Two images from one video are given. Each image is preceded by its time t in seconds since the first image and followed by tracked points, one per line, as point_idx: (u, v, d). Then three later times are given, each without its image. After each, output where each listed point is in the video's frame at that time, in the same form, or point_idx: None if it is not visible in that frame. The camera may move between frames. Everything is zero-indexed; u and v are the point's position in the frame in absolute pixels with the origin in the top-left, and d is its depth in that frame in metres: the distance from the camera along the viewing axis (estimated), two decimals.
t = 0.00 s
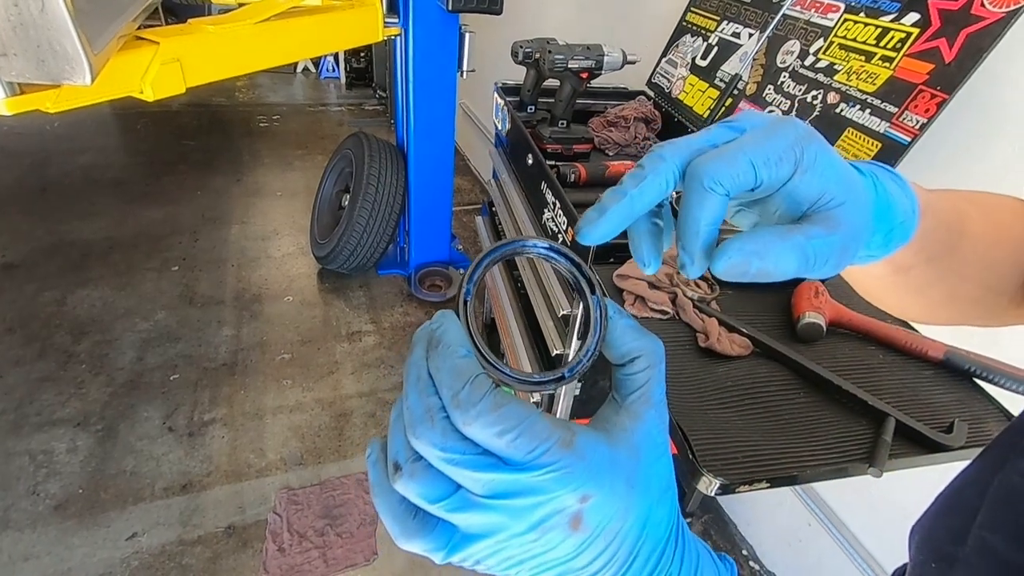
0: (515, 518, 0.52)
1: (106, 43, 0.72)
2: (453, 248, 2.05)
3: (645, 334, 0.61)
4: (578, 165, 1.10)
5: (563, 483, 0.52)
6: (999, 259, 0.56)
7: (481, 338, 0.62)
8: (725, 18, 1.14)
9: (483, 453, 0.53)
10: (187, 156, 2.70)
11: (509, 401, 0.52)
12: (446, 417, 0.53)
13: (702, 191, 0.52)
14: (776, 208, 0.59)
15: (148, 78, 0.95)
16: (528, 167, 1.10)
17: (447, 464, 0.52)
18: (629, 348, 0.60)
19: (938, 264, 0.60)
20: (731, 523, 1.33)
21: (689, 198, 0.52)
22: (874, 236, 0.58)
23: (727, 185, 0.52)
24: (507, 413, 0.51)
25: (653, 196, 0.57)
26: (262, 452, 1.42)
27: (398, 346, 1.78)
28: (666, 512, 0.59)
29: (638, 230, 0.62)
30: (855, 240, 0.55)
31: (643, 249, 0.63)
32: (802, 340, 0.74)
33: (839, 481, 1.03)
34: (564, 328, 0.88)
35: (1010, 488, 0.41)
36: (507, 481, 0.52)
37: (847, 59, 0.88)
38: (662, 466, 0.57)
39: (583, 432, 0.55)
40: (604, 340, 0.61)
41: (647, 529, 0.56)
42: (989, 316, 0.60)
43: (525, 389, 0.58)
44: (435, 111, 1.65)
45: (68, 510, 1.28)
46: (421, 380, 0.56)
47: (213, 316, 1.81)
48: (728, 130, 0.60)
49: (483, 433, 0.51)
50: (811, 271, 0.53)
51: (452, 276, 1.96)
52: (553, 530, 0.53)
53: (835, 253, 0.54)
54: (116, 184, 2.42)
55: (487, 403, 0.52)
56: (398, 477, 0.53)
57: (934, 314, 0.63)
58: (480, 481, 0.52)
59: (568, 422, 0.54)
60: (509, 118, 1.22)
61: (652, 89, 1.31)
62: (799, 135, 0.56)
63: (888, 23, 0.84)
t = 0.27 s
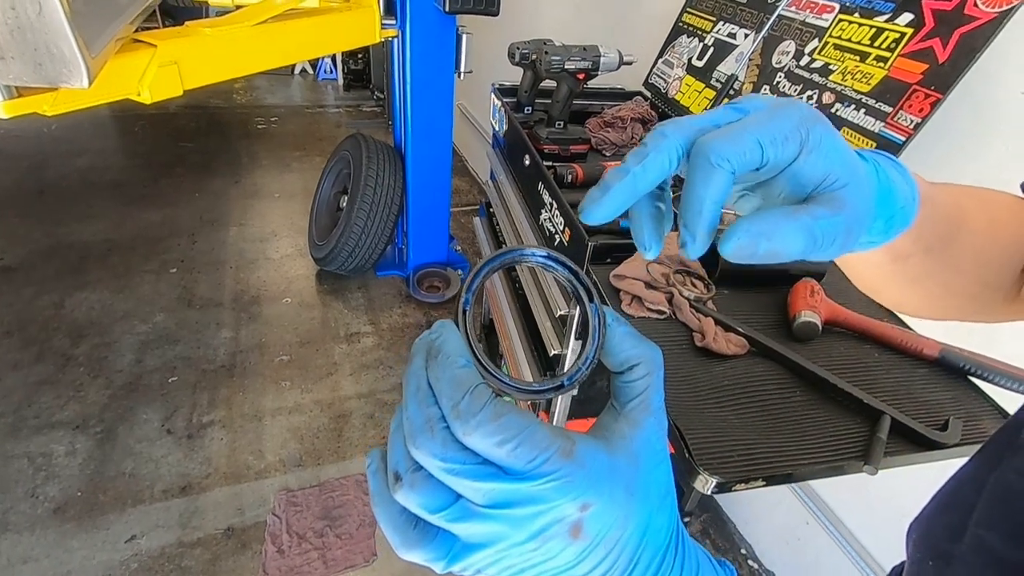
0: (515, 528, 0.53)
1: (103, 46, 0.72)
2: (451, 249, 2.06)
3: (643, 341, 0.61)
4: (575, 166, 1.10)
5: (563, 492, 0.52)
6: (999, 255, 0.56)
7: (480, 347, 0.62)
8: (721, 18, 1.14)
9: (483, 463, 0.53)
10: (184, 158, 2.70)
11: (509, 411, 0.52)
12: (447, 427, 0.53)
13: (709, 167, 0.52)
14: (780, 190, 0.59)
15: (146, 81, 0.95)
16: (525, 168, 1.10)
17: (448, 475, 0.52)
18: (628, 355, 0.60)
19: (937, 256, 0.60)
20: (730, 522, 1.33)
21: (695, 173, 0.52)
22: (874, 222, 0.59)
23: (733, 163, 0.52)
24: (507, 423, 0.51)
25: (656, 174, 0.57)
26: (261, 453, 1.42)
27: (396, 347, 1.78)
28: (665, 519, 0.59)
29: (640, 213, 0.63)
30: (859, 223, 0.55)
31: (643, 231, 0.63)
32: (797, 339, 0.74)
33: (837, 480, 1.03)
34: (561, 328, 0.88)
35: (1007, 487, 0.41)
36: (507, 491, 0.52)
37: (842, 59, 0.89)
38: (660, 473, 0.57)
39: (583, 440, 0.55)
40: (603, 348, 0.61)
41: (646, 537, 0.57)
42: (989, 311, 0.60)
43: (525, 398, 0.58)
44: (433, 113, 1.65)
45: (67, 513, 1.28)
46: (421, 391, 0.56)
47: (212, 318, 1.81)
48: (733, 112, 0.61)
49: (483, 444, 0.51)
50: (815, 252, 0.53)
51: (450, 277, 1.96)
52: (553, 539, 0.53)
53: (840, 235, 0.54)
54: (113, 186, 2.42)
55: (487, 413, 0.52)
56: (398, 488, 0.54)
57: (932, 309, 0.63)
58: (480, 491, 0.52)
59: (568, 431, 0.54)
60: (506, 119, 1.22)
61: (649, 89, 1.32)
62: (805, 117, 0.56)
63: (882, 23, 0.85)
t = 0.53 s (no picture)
0: (516, 513, 0.53)
1: (101, 48, 0.72)
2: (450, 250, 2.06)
3: (643, 332, 0.63)
4: (573, 165, 1.10)
5: (563, 478, 0.52)
6: (992, 250, 0.56)
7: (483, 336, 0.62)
8: (718, 18, 1.15)
9: (485, 448, 0.53)
10: (182, 160, 2.70)
11: (510, 396, 0.52)
12: (449, 413, 0.54)
13: (692, 156, 0.52)
14: (768, 177, 0.59)
15: (144, 83, 0.96)
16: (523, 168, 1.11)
17: (449, 459, 0.52)
18: (628, 345, 0.61)
19: (927, 245, 0.59)
20: (729, 520, 1.34)
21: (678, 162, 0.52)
22: (869, 207, 0.57)
23: (715, 151, 0.53)
24: (508, 408, 0.52)
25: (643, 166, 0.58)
26: (261, 454, 1.42)
27: (395, 348, 1.78)
28: (665, 508, 0.59)
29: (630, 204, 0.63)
30: (847, 206, 0.55)
31: (634, 223, 0.63)
32: (794, 337, 0.74)
33: (835, 477, 1.03)
34: (559, 327, 0.89)
35: (1003, 483, 0.41)
36: (508, 476, 0.52)
37: (838, 58, 0.89)
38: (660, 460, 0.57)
39: (584, 427, 0.55)
40: (604, 337, 0.62)
41: (646, 524, 0.57)
42: (978, 305, 0.60)
43: (526, 384, 0.58)
44: (431, 113, 1.65)
45: (67, 515, 1.28)
46: (423, 376, 0.57)
47: (211, 319, 1.81)
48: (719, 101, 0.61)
49: (485, 428, 0.51)
50: (801, 236, 0.53)
51: (449, 277, 1.96)
52: (554, 524, 0.54)
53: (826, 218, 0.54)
54: (111, 188, 2.42)
55: (489, 397, 0.52)
56: (400, 472, 0.54)
57: (922, 300, 0.63)
58: (481, 475, 0.53)
59: (569, 416, 0.54)
60: (504, 119, 1.22)
61: (647, 89, 1.32)
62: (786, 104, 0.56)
63: (878, 23, 0.85)
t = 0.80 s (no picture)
0: (516, 504, 0.53)
1: (99, 50, 0.72)
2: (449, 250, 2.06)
3: (643, 328, 0.63)
4: (571, 166, 1.11)
5: (563, 470, 0.52)
6: (992, 237, 0.56)
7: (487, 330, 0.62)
8: (715, 18, 1.15)
9: (486, 440, 0.53)
10: (181, 162, 2.70)
11: (512, 389, 0.52)
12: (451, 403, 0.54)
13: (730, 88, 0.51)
14: (792, 135, 0.57)
15: (142, 85, 0.96)
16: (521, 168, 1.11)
17: (452, 451, 0.52)
18: (629, 341, 0.61)
19: (933, 227, 0.57)
20: (729, 520, 1.34)
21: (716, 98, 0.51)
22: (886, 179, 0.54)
23: (754, 90, 0.52)
24: (510, 400, 0.51)
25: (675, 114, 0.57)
26: (260, 455, 1.42)
27: (394, 349, 1.78)
28: (663, 502, 0.59)
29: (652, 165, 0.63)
30: (872, 169, 0.52)
31: (654, 180, 0.63)
32: (791, 336, 0.75)
33: (834, 476, 1.04)
34: (558, 326, 0.89)
35: (999, 480, 0.41)
36: (509, 468, 0.52)
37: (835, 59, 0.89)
38: (660, 452, 0.57)
39: (584, 420, 0.55)
40: (605, 334, 0.62)
41: (644, 518, 0.57)
42: (973, 288, 0.60)
43: (527, 378, 0.58)
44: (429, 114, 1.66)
45: (66, 517, 1.28)
46: (426, 369, 0.57)
47: (210, 321, 1.81)
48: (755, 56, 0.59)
49: (486, 420, 0.51)
50: (824, 195, 0.51)
51: (448, 277, 1.96)
52: (554, 516, 0.54)
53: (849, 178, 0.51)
54: (110, 189, 2.42)
55: (491, 390, 0.52)
56: (402, 464, 0.54)
57: (919, 283, 0.62)
58: (483, 468, 0.53)
59: (569, 410, 0.54)
60: (502, 120, 1.23)
61: (645, 89, 1.32)
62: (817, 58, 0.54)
63: (874, 23, 0.85)
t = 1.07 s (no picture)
0: (520, 510, 0.53)
1: (98, 53, 0.72)
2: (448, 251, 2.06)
3: (651, 338, 0.62)
4: (570, 167, 1.11)
5: (567, 478, 0.52)
6: (976, 227, 0.55)
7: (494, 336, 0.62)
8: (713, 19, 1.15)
9: (491, 447, 0.53)
10: (180, 163, 2.70)
11: (518, 396, 0.52)
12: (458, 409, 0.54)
13: None
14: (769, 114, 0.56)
15: (141, 87, 0.96)
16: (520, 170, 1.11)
17: (457, 456, 0.52)
18: (635, 350, 0.61)
19: (913, 215, 0.56)
20: (729, 520, 1.34)
21: None
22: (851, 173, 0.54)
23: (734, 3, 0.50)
24: (515, 408, 0.51)
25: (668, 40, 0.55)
26: (260, 457, 1.42)
27: (394, 350, 1.78)
28: (667, 510, 0.59)
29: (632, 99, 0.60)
30: (839, 155, 0.51)
31: (628, 117, 0.60)
32: (789, 336, 0.75)
33: (834, 476, 1.04)
34: (557, 327, 0.89)
35: (996, 478, 0.41)
36: (513, 474, 0.52)
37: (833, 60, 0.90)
38: (665, 463, 0.57)
39: (589, 429, 0.55)
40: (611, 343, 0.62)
41: (646, 527, 0.57)
42: (962, 283, 0.59)
43: (531, 385, 0.58)
44: (427, 116, 1.66)
45: (66, 519, 1.28)
46: (434, 374, 0.57)
47: (209, 322, 1.81)
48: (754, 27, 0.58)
49: (492, 427, 0.51)
50: (789, 181, 0.50)
51: (447, 278, 1.96)
52: (556, 523, 0.54)
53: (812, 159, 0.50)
54: (109, 191, 2.42)
55: (496, 397, 0.52)
56: (409, 467, 0.54)
57: (908, 275, 0.61)
58: (488, 473, 0.53)
59: (574, 418, 0.55)
60: (501, 121, 1.23)
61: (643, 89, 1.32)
62: (809, 33, 0.54)
63: (871, 24, 0.85)
